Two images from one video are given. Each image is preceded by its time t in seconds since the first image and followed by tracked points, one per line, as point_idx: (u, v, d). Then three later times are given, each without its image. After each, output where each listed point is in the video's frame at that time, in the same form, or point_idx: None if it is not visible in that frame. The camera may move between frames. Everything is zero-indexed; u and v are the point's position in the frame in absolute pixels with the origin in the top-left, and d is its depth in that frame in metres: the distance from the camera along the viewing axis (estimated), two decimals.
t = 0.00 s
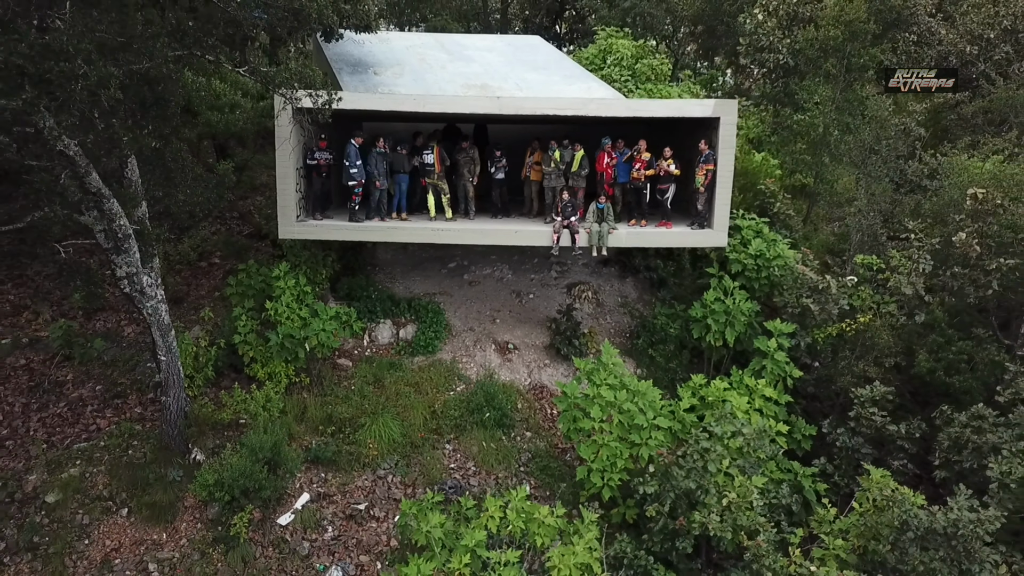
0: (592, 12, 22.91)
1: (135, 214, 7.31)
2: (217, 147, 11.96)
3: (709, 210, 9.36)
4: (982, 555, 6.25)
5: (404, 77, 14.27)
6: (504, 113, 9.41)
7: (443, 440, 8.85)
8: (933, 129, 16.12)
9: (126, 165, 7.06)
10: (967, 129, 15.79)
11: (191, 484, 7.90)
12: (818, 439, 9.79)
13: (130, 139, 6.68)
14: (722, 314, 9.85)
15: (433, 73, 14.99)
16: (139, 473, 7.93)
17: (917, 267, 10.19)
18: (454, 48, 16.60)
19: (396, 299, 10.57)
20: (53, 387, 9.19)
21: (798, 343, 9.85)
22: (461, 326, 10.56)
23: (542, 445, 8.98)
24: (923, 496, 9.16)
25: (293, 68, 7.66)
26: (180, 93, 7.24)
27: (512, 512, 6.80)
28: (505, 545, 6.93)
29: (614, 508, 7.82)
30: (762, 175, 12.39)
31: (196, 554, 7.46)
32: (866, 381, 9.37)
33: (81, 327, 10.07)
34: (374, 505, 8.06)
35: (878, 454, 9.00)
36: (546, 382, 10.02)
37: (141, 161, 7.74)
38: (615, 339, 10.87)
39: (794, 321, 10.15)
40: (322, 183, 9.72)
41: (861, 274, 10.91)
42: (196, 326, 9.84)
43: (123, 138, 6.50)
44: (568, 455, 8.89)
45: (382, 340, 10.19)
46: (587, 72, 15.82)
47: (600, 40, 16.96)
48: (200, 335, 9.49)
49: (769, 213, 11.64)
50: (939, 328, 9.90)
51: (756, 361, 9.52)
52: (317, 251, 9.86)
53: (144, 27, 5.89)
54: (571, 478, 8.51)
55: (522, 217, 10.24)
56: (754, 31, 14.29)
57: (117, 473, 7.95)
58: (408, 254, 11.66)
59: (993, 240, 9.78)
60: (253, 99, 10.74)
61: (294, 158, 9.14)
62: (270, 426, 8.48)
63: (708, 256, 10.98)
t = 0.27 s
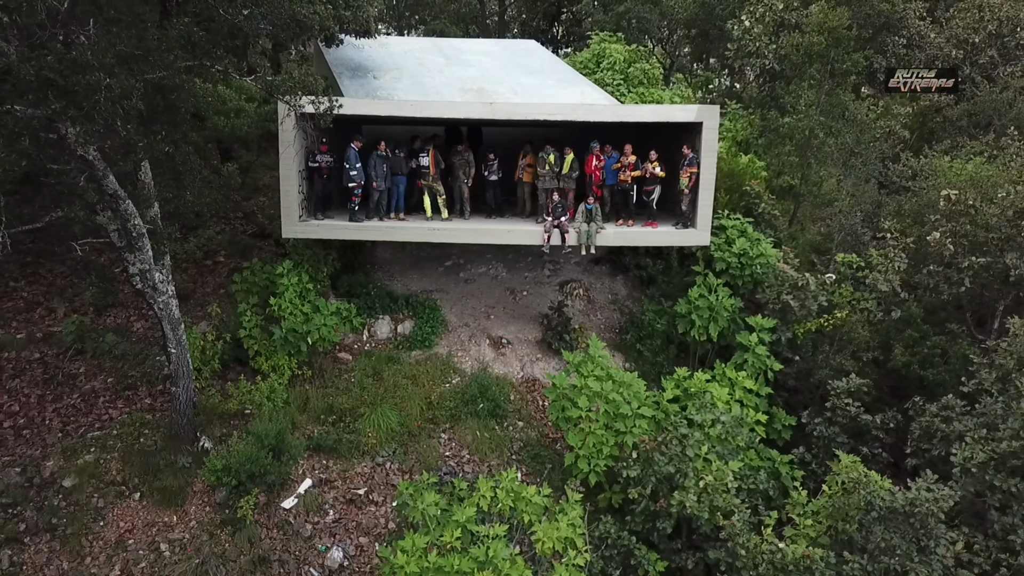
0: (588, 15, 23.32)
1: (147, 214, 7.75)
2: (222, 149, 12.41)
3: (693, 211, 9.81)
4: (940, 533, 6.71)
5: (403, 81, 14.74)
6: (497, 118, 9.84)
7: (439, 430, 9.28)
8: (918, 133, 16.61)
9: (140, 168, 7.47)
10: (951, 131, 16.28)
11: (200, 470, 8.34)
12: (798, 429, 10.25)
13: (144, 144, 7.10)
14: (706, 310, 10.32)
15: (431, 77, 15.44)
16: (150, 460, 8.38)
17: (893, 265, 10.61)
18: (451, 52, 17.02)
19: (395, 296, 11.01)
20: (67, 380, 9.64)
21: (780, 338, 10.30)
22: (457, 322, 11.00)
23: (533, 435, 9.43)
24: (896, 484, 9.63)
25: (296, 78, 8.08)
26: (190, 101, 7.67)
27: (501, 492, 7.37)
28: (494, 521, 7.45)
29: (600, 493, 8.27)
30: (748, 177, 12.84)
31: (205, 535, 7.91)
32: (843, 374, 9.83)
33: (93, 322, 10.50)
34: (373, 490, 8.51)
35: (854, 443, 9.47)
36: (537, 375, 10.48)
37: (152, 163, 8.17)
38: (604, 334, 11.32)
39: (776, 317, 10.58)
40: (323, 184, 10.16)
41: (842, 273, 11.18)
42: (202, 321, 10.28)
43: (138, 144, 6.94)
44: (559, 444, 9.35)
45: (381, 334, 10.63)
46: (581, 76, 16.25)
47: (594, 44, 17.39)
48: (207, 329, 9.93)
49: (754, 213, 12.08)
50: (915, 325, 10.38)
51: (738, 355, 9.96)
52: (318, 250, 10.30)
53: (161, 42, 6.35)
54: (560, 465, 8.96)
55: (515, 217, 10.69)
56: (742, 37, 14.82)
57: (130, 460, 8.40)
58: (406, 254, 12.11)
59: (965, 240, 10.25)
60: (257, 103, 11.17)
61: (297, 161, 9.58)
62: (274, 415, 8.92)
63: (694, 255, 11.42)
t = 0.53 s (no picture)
0: (584, 21, 23.81)
1: (163, 222, 8.24)
2: (230, 155, 12.92)
3: (680, 217, 10.31)
4: (904, 519, 7.21)
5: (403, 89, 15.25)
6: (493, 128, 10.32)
7: (438, 424, 9.78)
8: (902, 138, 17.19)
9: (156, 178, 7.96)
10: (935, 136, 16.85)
11: (212, 462, 8.84)
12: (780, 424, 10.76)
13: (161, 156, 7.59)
14: (693, 311, 10.83)
15: (430, 85, 15.94)
16: (165, 452, 8.88)
17: (872, 268, 11.11)
18: (450, 60, 17.50)
19: (396, 298, 11.50)
20: (84, 377, 10.14)
21: (763, 337, 10.80)
22: (455, 322, 11.50)
23: (527, 430, 9.94)
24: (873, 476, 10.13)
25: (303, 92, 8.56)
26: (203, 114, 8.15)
27: (496, 479, 7.89)
28: (488, 506, 7.98)
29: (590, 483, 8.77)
30: (736, 182, 13.35)
31: (217, 523, 8.40)
32: (822, 372, 10.33)
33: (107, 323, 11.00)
34: (375, 481, 9.02)
35: (832, 437, 9.96)
36: (532, 373, 10.99)
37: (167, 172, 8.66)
38: (596, 334, 11.82)
39: (760, 317, 11.07)
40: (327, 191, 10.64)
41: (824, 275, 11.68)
42: (212, 321, 10.77)
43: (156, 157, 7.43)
44: (552, 438, 9.86)
45: (383, 334, 11.12)
46: (576, 83, 16.76)
47: (589, 52, 17.88)
48: (217, 329, 10.43)
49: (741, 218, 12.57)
50: (893, 325, 10.86)
51: (723, 354, 10.45)
52: (323, 253, 10.79)
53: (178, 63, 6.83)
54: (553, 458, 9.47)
55: (510, 222, 11.18)
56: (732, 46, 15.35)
57: (146, 452, 8.90)
58: (407, 256, 12.61)
59: (941, 243, 10.77)
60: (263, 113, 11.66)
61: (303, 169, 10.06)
62: (282, 410, 9.42)
63: (683, 258, 11.92)
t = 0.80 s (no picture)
0: (581, 32, 24.40)
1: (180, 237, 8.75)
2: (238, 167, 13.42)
3: (668, 229, 10.84)
4: (873, 515, 7.74)
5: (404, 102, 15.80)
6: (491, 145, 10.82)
7: (438, 426, 10.31)
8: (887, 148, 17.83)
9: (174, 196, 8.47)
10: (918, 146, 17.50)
11: (225, 462, 9.37)
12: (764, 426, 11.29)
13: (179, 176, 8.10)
14: (681, 317, 11.37)
15: (431, 97, 16.48)
16: (181, 453, 9.40)
17: (853, 276, 11.65)
18: (450, 71, 18.01)
19: (398, 304, 12.01)
20: (102, 381, 10.65)
21: (748, 343, 11.28)
22: (455, 328, 12.02)
23: (523, 431, 10.48)
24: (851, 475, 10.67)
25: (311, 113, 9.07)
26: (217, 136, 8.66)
27: (492, 478, 8.41)
28: (485, 503, 8.52)
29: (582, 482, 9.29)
30: (725, 192, 13.90)
31: (231, 519, 8.93)
32: (804, 376, 10.86)
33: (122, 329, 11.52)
34: (379, 480, 9.55)
35: (812, 438, 10.49)
36: (528, 377, 11.55)
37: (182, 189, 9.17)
38: (590, 339, 12.35)
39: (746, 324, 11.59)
40: (333, 204, 11.15)
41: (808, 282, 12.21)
42: (223, 327, 11.29)
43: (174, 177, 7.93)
44: (547, 439, 10.39)
45: (385, 339, 11.64)
46: (572, 94, 17.30)
47: (585, 63, 18.43)
48: (228, 335, 10.95)
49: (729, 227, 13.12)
50: (871, 331, 11.41)
51: (709, 359, 10.98)
52: (328, 263, 11.31)
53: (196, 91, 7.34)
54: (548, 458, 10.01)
55: (507, 232, 11.69)
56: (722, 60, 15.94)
57: (163, 453, 9.43)
58: (408, 264, 13.14)
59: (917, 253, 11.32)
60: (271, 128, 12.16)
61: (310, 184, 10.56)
62: (290, 413, 9.94)
63: (673, 266, 12.45)
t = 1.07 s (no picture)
0: (579, 44, 25.02)
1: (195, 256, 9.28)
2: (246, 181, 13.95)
3: (658, 244, 11.38)
4: (845, 518, 8.28)
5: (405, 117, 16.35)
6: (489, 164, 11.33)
7: (439, 432, 10.83)
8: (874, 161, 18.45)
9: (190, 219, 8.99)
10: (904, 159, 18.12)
11: (237, 468, 9.91)
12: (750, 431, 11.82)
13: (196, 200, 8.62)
14: (670, 328, 11.92)
15: (431, 111, 17.03)
16: (195, 459, 9.93)
17: (835, 289, 12.19)
18: (450, 85, 18.55)
19: (400, 315, 12.50)
20: (118, 390, 11.17)
21: (735, 352, 11.80)
22: (455, 337, 12.53)
23: (520, 437, 11.02)
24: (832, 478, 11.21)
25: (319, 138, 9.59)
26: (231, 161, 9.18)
27: (489, 483, 8.94)
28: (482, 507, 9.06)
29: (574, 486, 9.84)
30: (715, 205, 14.44)
31: (243, 521, 9.47)
32: (787, 385, 11.39)
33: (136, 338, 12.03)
34: (383, 484, 10.08)
35: (795, 444, 11.01)
36: (525, 385, 12.11)
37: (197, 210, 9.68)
38: (584, 348, 12.89)
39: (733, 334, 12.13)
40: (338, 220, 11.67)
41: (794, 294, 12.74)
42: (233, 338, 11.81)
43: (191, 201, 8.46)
44: (542, 445, 10.94)
45: (388, 349, 12.15)
46: (568, 108, 17.86)
47: (581, 77, 19.00)
48: (238, 345, 11.47)
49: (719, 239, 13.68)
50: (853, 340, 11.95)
51: (697, 368, 11.51)
52: (334, 276, 11.84)
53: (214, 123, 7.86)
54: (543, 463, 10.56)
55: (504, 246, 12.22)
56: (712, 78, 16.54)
57: (178, 459, 9.96)
58: (410, 275, 13.67)
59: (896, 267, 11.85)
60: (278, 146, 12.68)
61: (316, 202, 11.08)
62: (299, 421, 10.48)
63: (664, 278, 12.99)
